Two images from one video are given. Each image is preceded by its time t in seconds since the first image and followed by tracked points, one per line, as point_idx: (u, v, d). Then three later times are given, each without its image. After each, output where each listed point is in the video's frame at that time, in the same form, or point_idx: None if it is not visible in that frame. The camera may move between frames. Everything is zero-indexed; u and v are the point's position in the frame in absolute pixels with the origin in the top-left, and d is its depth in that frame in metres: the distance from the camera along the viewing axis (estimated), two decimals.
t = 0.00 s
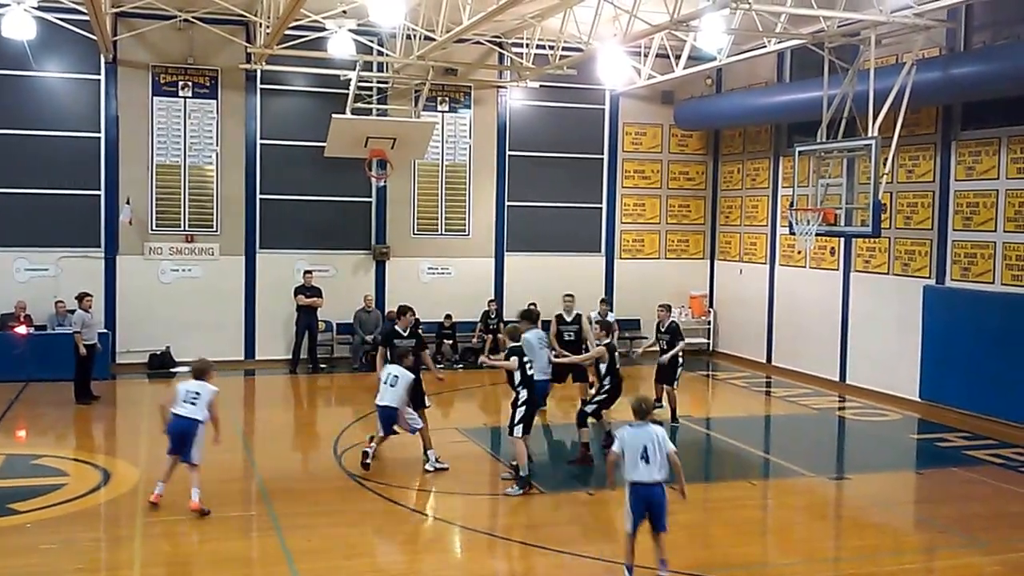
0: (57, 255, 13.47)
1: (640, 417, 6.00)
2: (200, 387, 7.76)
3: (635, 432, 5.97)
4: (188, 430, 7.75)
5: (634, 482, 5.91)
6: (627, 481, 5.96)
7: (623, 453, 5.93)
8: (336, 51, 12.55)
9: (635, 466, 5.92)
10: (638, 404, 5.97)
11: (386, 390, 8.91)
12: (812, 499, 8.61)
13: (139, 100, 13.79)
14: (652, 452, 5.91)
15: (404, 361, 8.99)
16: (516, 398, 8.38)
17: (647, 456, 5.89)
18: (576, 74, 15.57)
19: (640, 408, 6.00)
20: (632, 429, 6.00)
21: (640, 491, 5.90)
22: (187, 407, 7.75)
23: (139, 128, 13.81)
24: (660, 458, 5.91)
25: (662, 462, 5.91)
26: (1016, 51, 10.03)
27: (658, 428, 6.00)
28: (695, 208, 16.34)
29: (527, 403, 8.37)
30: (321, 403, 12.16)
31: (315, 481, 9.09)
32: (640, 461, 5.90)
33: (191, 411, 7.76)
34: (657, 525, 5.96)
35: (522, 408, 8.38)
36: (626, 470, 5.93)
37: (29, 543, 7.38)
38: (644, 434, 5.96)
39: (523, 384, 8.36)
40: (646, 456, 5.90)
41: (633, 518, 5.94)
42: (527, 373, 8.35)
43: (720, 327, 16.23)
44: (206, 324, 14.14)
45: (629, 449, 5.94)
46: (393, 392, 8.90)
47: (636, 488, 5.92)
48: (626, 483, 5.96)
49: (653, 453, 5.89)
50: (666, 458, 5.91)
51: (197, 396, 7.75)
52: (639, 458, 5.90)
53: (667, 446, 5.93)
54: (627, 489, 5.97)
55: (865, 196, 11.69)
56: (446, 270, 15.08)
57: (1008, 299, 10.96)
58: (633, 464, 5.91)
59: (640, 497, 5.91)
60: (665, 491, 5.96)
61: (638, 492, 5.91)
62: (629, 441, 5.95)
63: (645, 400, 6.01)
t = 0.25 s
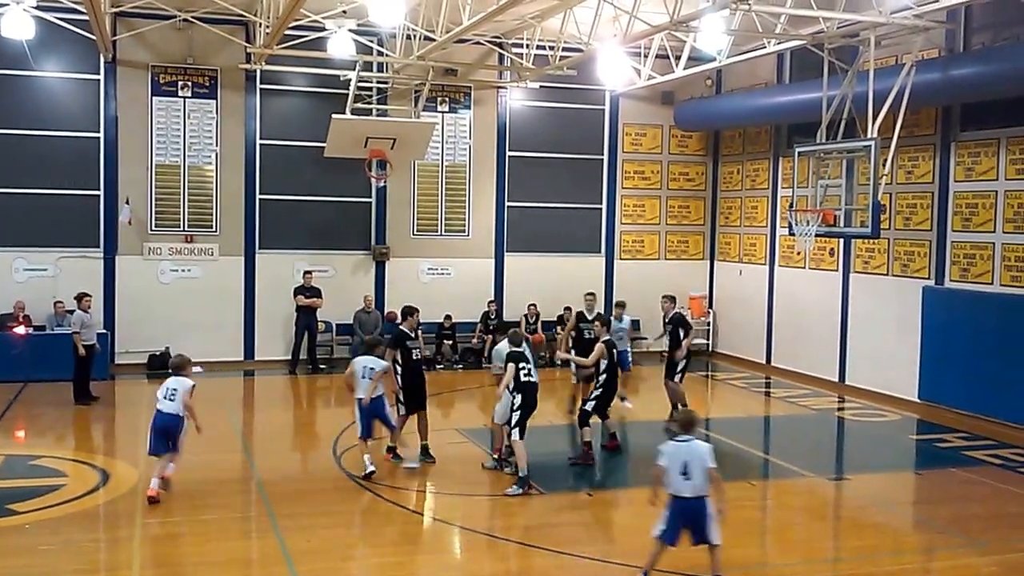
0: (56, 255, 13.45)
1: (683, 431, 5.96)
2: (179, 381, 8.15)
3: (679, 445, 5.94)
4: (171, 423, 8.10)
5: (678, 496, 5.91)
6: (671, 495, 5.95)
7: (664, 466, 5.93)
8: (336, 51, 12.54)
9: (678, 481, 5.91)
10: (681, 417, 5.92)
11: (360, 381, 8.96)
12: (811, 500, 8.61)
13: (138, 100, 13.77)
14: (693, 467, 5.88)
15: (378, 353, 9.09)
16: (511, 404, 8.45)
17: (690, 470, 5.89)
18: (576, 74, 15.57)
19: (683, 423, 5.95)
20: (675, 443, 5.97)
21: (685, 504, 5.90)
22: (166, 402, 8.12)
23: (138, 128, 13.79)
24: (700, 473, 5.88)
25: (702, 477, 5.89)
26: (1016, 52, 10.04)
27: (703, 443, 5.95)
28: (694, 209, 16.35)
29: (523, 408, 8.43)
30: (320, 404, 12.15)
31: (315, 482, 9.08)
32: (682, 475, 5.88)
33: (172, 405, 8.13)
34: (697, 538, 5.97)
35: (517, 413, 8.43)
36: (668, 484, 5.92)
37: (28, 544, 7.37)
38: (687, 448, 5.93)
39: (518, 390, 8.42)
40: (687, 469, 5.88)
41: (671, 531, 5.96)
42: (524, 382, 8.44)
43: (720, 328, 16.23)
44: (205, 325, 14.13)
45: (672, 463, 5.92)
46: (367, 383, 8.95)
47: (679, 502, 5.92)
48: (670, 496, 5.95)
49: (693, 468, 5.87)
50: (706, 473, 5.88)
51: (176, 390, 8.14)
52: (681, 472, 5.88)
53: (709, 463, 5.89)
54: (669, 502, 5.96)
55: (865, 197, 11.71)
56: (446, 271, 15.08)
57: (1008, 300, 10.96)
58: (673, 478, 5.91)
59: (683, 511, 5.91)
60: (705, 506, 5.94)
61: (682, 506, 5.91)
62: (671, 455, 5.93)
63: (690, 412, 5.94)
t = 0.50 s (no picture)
0: (55, 255, 13.46)
1: (723, 423, 6.16)
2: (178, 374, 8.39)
3: (717, 436, 6.16)
4: (166, 414, 8.36)
5: (707, 484, 6.13)
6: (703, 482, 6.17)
7: (699, 451, 6.19)
8: (335, 51, 12.53)
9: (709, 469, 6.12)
10: (722, 410, 6.12)
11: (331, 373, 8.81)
12: (810, 501, 8.61)
13: (138, 101, 13.78)
14: (725, 459, 6.08)
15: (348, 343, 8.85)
16: (512, 392, 8.84)
17: (721, 463, 6.07)
18: (576, 75, 15.57)
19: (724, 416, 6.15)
20: (715, 433, 6.19)
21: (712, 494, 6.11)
22: (163, 393, 8.35)
23: (138, 128, 13.80)
24: (732, 467, 6.06)
25: (734, 471, 6.07)
26: (1016, 53, 10.03)
27: (741, 438, 6.13)
28: (694, 210, 16.35)
29: (524, 395, 8.83)
30: (320, 404, 12.16)
31: (314, 483, 9.08)
32: (713, 464, 6.09)
33: (167, 397, 8.36)
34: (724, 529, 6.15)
35: (518, 401, 8.84)
36: (700, 471, 6.15)
37: (27, 544, 7.38)
38: (725, 439, 6.13)
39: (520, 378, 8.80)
40: (719, 460, 6.08)
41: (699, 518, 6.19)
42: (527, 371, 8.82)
43: (720, 328, 16.23)
44: (204, 325, 14.13)
45: (708, 452, 6.14)
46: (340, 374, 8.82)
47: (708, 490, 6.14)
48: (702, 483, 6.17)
49: (725, 460, 6.07)
50: (738, 467, 6.06)
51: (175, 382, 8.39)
52: (713, 462, 6.09)
53: (743, 457, 6.07)
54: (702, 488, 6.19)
55: (864, 198, 11.69)
56: (445, 271, 15.08)
57: (1008, 301, 10.96)
58: (705, 467, 6.13)
59: (711, 500, 6.13)
60: (734, 500, 6.11)
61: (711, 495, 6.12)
62: (709, 444, 6.15)
63: (734, 407, 6.11)
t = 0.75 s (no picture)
0: (55, 255, 13.46)
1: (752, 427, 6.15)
2: (181, 363, 9.11)
3: (745, 440, 6.14)
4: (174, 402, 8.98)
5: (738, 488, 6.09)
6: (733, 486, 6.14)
7: (727, 457, 6.17)
8: (335, 52, 12.53)
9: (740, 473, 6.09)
10: (749, 413, 6.11)
11: (313, 377, 8.84)
12: (809, 502, 8.61)
13: (138, 101, 13.78)
14: (756, 462, 6.07)
15: (331, 349, 8.89)
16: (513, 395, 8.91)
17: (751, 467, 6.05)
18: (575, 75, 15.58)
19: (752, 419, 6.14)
20: (744, 437, 6.17)
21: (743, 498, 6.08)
22: (171, 381, 9.02)
23: (137, 129, 13.80)
24: (764, 469, 6.05)
25: (765, 473, 6.05)
26: (1016, 54, 10.03)
27: (771, 441, 6.12)
28: (693, 210, 16.35)
29: (525, 399, 8.88)
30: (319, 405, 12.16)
31: (313, 483, 9.08)
32: (743, 468, 6.07)
33: (175, 384, 9.02)
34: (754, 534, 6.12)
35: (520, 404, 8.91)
36: (731, 476, 6.13)
37: (26, 544, 7.37)
38: (752, 442, 6.12)
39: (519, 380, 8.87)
40: (749, 464, 6.06)
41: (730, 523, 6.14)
42: (527, 374, 8.86)
43: (719, 329, 16.23)
44: (203, 325, 14.13)
45: (737, 457, 6.12)
46: (324, 379, 8.88)
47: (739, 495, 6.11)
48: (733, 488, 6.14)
49: (755, 462, 6.05)
50: (769, 469, 6.05)
51: (180, 371, 9.07)
52: (743, 466, 6.07)
53: (773, 459, 6.06)
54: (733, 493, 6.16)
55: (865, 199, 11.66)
56: (445, 272, 15.08)
57: (1007, 303, 10.96)
58: (735, 470, 6.11)
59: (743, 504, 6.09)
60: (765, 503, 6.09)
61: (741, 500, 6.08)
62: (738, 449, 6.13)
63: (758, 410, 6.12)
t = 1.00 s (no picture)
0: (55, 255, 13.46)
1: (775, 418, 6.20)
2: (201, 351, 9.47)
3: (768, 432, 6.21)
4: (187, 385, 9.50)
5: (763, 479, 6.17)
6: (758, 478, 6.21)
7: (751, 450, 6.23)
8: (335, 52, 12.53)
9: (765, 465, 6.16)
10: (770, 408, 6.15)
11: (312, 370, 9.19)
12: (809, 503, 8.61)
13: (138, 101, 13.78)
14: (779, 454, 6.14)
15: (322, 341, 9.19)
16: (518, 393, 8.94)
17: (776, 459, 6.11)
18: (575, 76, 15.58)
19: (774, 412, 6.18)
20: (767, 429, 6.23)
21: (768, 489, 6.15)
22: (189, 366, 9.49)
23: (137, 129, 13.81)
24: (787, 460, 6.12)
25: (788, 464, 6.13)
26: (1016, 55, 10.02)
27: (792, 432, 6.19)
28: (693, 211, 16.35)
29: (527, 397, 8.90)
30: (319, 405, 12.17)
31: (312, 483, 9.08)
32: (768, 460, 6.13)
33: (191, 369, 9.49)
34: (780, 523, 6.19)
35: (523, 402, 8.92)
36: (756, 467, 6.20)
37: (25, 544, 7.38)
38: (775, 433, 6.18)
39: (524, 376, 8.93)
40: (773, 456, 6.12)
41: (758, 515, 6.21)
42: (532, 370, 8.91)
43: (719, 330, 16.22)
44: (203, 325, 14.13)
45: (760, 449, 6.18)
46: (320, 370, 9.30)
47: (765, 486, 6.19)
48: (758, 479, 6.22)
49: (779, 454, 6.12)
50: (792, 460, 6.11)
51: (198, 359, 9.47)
52: (768, 458, 6.13)
53: (797, 450, 6.12)
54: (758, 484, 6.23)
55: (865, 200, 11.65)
56: (444, 272, 15.08)
57: (1007, 304, 10.95)
58: (760, 463, 6.18)
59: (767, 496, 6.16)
60: (791, 494, 6.17)
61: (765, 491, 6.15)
62: (760, 441, 6.19)
63: (779, 402, 6.13)
